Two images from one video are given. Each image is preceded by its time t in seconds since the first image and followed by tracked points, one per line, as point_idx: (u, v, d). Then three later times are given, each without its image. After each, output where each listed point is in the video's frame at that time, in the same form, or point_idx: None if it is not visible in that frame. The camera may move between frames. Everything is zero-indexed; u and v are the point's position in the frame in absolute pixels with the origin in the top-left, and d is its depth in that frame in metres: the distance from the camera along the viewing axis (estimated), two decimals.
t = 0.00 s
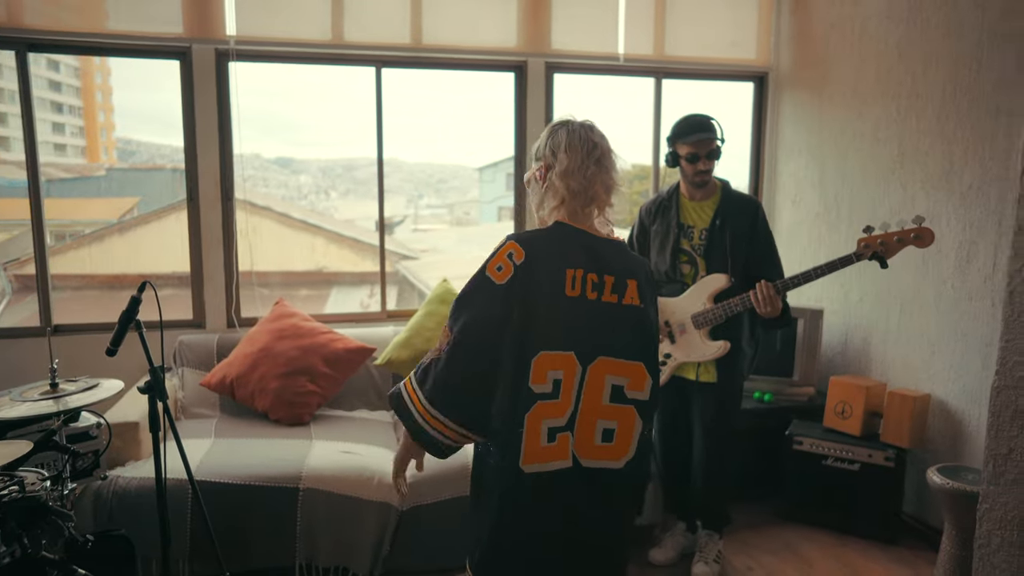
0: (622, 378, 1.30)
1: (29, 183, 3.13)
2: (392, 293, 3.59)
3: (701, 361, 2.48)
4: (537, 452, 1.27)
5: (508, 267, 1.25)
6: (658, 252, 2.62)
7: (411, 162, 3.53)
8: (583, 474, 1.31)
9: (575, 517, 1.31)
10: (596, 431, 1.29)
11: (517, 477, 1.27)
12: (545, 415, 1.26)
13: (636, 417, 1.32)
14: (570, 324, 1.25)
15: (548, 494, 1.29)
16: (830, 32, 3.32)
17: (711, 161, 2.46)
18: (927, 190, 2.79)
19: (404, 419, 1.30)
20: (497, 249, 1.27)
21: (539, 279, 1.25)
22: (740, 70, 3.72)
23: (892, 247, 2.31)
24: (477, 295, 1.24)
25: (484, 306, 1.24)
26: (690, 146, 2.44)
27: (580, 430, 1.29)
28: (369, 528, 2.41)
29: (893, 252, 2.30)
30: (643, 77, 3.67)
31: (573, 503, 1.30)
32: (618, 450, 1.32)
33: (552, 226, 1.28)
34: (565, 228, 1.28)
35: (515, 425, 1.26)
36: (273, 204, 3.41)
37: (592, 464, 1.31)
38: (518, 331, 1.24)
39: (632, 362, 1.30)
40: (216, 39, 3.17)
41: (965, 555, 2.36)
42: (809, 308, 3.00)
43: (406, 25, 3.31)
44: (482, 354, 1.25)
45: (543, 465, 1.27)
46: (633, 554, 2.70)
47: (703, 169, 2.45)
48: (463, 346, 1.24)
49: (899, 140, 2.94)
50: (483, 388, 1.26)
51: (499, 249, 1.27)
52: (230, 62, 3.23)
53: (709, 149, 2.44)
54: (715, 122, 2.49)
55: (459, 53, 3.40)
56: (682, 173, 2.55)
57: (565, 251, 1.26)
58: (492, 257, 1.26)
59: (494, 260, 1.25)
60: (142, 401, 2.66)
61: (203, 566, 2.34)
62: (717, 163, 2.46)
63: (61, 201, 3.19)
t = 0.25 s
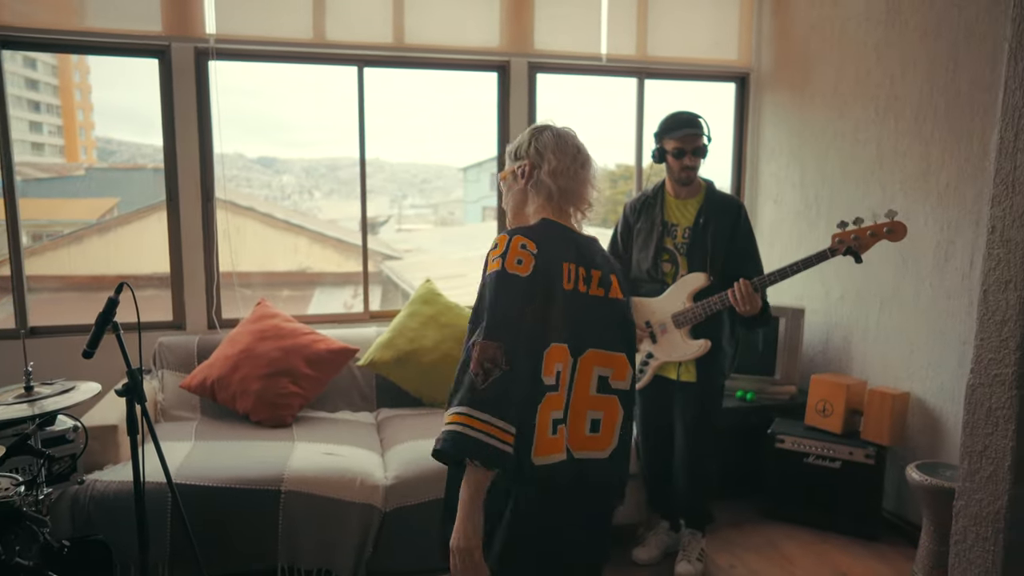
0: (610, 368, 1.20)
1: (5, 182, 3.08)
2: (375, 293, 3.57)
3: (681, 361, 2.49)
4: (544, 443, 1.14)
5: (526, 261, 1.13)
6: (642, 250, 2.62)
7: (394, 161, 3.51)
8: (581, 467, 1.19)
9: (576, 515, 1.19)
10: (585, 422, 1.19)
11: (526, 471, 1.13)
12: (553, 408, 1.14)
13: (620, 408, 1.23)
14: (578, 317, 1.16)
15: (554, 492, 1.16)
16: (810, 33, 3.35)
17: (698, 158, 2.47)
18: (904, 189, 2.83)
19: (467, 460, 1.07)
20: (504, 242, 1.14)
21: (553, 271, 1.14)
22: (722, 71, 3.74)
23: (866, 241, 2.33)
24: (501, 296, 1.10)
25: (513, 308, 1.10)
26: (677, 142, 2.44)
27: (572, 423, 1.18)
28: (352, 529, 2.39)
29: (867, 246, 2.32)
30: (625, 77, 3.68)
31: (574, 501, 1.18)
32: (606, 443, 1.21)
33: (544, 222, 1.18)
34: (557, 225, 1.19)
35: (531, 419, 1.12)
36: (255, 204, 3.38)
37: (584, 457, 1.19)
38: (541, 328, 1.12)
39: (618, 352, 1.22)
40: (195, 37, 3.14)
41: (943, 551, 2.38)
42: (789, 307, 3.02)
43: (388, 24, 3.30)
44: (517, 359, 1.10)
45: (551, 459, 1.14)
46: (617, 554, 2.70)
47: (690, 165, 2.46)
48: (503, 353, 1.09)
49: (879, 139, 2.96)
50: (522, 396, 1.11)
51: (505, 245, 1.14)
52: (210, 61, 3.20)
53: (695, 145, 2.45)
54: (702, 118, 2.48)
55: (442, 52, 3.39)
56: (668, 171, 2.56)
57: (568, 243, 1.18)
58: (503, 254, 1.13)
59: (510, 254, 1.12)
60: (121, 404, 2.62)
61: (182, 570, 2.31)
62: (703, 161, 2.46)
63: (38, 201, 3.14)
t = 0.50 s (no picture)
0: (578, 362, 1.19)
1: None
2: (357, 294, 3.55)
3: (665, 362, 2.50)
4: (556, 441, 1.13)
5: (530, 263, 1.10)
6: (623, 251, 2.62)
7: (376, 161, 3.49)
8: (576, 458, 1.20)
9: (573, 500, 1.22)
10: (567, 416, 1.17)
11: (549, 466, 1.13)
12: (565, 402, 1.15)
13: (591, 397, 1.22)
14: (569, 311, 1.16)
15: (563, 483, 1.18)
16: (790, 33, 3.37)
17: (674, 163, 2.48)
18: (883, 188, 2.85)
19: (535, 472, 1.03)
20: (501, 248, 1.10)
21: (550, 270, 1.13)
22: (703, 70, 3.75)
23: (854, 250, 2.34)
24: (516, 303, 1.06)
25: (533, 315, 1.07)
26: (653, 148, 2.45)
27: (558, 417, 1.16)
28: (332, 531, 2.37)
29: (854, 255, 2.34)
30: (607, 77, 3.69)
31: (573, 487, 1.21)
32: (581, 434, 1.21)
33: (512, 225, 1.16)
34: (526, 226, 1.17)
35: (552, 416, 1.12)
36: (237, 204, 3.35)
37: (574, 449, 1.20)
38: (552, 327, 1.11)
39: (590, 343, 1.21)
40: (173, 35, 3.10)
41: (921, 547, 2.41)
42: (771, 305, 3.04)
43: (369, 23, 3.28)
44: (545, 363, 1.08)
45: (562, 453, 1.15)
46: (599, 554, 2.71)
47: (668, 170, 2.47)
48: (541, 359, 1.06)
49: (859, 140, 2.99)
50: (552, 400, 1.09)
51: (505, 252, 1.10)
52: (187, 59, 3.17)
53: (671, 150, 2.46)
54: (676, 122, 2.49)
55: (424, 51, 3.37)
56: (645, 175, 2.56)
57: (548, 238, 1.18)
58: (506, 262, 1.09)
59: (515, 260, 1.09)
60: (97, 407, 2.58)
61: None
62: (680, 164, 2.48)
63: (12, 201, 3.09)
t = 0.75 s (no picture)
0: (540, 358, 1.17)
1: None
2: (338, 295, 3.52)
3: (643, 362, 2.50)
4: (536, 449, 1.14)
5: (498, 278, 1.10)
6: (603, 252, 2.63)
7: (356, 161, 3.47)
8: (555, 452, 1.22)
9: (556, 496, 1.22)
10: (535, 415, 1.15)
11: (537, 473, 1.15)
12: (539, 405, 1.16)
13: (554, 390, 1.22)
14: (534, 315, 1.16)
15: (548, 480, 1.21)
16: (769, 34, 3.39)
17: (654, 166, 2.48)
18: (861, 188, 2.88)
19: (515, 493, 1.05)
20: (466, 266, 1.09)
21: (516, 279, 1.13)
22: (684, 71, 3.76)
23: (826, 248, 2.36)
24: (488, 323, 1.07)
25: (505, 331, 1.07)
26: (632, 152, 2.45)
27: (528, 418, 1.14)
28: (312, 534, 2.35)
29: (826, 253, 2.35)
30: (588, 77, 3.69)
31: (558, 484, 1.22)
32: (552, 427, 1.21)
33: (469, 234, 1.15)
34: (482, 232, 1.16)
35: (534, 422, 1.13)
36: (217, 204, 3.32)
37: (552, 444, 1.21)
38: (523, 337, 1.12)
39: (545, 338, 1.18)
40: (149, 34, 3.05)
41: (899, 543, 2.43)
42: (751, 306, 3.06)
43: (348, 22, 3.25)
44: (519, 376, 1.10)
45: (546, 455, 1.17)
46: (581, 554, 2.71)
47: (648, 173, 2.47)
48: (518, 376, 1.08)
49: (837, 141, 3.01)
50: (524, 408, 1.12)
51: (471, 269, 1.09)
52: (164, 58, 3.13)
53: (651, 153, 2.46)
54: (655, 123, 2.49)
55: (404, 51, 3.36)
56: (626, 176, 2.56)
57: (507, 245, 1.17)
58: (474, 280, 1.08)
59: (483, 279, 1.08)
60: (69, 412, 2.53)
61: None
62: (660, 167, 2.48)
63: None
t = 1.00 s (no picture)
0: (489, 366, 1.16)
1: None
2: (317, 296, 3.49)
3: (620, 361, 2.50)
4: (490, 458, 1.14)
5: (442, 297, 1.07)
6: (583, 248, 2.63)
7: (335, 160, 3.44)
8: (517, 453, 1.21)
9: (523, 496, 1.22)
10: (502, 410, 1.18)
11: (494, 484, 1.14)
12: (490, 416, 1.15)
13: (521, 383, 1.24)
14: (482, 324, 1.15)
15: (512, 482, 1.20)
16: (748, 34, 3.40)
17: (636, 161, 2.47)
18: (839, 187, 2.89)
19: (446, 522, 1.05)
20: (409, 286, 1.05)
21: (460, 295, 1.11)
22: (663, 70, 3.77)
23: (800, 247, 2.37)
24: (430, 346, 1.04)
25: (447, 354, 1.05)
26: (613, 147, 2.45)
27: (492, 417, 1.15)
28: (289, 537, 2.32)
29: (801, 252, 2.37)
30: (568, 76, 3.69)
31: (518, 493, 1.21)
32: (519, 425, 1.22)
33: (418, 243, 1.13)
34: (428, 241, 1.14)
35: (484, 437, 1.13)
36: (199, 205, 3.29)
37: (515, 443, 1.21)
38: (466, 355, 1.10)
39: (505, 335, 1.21)
40: (122, 31, 3.01)
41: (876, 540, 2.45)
42: (730, 305, 3.07)
43: (326, 21, 3.22)
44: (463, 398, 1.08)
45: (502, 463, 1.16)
46: (561, 555, 2.70)
47: (630, 169, 2.47)
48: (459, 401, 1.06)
49: (814, 141, 3.03)
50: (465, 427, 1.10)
51: (415, 288, 1.05)
52: (137, 55, 3.08)
53: (633, 149, 2.45)
54: (639, 120, 2.50)
55: (383, 50, 3.33)
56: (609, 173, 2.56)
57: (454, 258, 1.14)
58: (417, 300, 1.05)
59: (426, 300, 1.05)
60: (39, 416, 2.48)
61: None
62: (642, 163, 2.48)
63: None
